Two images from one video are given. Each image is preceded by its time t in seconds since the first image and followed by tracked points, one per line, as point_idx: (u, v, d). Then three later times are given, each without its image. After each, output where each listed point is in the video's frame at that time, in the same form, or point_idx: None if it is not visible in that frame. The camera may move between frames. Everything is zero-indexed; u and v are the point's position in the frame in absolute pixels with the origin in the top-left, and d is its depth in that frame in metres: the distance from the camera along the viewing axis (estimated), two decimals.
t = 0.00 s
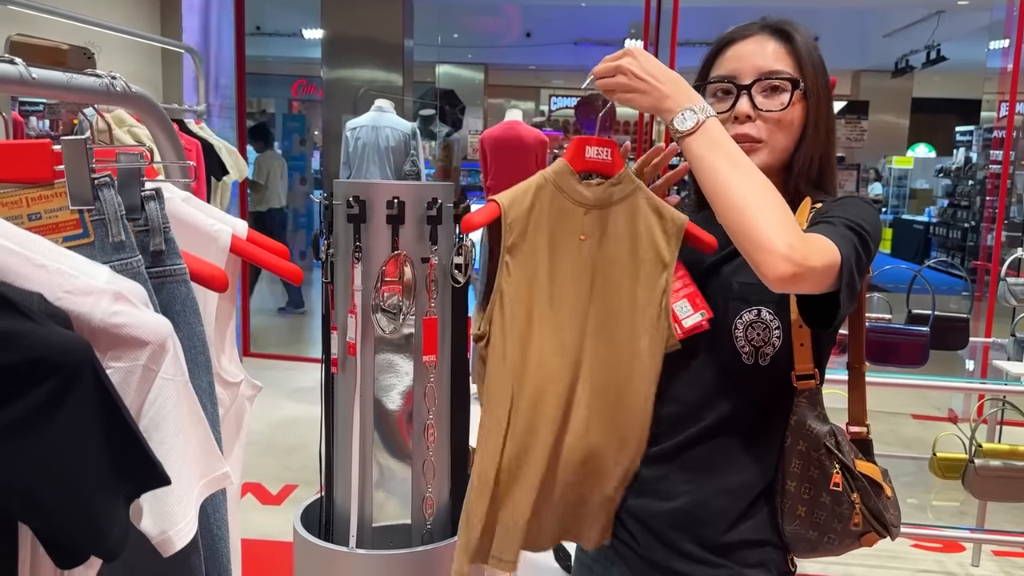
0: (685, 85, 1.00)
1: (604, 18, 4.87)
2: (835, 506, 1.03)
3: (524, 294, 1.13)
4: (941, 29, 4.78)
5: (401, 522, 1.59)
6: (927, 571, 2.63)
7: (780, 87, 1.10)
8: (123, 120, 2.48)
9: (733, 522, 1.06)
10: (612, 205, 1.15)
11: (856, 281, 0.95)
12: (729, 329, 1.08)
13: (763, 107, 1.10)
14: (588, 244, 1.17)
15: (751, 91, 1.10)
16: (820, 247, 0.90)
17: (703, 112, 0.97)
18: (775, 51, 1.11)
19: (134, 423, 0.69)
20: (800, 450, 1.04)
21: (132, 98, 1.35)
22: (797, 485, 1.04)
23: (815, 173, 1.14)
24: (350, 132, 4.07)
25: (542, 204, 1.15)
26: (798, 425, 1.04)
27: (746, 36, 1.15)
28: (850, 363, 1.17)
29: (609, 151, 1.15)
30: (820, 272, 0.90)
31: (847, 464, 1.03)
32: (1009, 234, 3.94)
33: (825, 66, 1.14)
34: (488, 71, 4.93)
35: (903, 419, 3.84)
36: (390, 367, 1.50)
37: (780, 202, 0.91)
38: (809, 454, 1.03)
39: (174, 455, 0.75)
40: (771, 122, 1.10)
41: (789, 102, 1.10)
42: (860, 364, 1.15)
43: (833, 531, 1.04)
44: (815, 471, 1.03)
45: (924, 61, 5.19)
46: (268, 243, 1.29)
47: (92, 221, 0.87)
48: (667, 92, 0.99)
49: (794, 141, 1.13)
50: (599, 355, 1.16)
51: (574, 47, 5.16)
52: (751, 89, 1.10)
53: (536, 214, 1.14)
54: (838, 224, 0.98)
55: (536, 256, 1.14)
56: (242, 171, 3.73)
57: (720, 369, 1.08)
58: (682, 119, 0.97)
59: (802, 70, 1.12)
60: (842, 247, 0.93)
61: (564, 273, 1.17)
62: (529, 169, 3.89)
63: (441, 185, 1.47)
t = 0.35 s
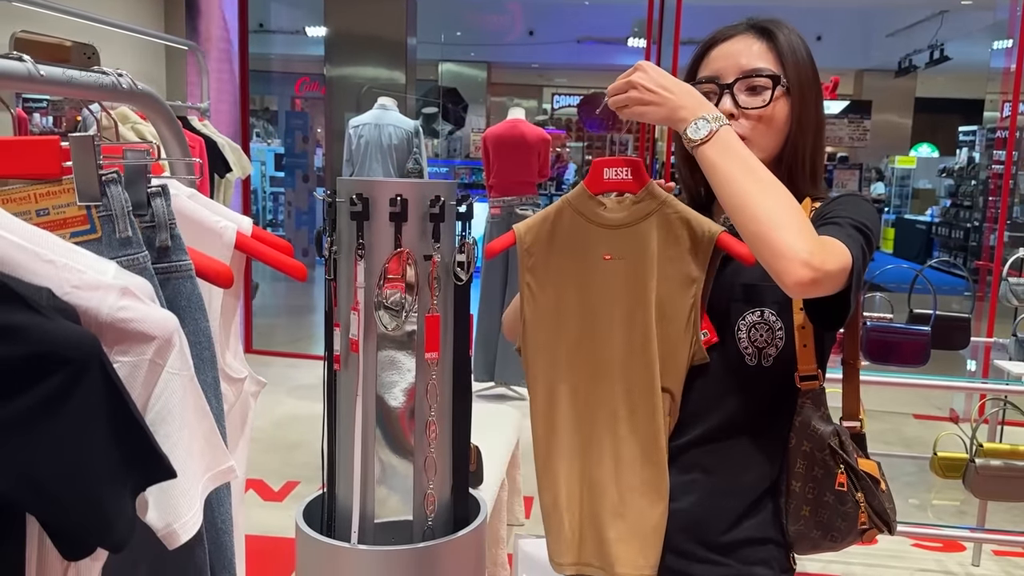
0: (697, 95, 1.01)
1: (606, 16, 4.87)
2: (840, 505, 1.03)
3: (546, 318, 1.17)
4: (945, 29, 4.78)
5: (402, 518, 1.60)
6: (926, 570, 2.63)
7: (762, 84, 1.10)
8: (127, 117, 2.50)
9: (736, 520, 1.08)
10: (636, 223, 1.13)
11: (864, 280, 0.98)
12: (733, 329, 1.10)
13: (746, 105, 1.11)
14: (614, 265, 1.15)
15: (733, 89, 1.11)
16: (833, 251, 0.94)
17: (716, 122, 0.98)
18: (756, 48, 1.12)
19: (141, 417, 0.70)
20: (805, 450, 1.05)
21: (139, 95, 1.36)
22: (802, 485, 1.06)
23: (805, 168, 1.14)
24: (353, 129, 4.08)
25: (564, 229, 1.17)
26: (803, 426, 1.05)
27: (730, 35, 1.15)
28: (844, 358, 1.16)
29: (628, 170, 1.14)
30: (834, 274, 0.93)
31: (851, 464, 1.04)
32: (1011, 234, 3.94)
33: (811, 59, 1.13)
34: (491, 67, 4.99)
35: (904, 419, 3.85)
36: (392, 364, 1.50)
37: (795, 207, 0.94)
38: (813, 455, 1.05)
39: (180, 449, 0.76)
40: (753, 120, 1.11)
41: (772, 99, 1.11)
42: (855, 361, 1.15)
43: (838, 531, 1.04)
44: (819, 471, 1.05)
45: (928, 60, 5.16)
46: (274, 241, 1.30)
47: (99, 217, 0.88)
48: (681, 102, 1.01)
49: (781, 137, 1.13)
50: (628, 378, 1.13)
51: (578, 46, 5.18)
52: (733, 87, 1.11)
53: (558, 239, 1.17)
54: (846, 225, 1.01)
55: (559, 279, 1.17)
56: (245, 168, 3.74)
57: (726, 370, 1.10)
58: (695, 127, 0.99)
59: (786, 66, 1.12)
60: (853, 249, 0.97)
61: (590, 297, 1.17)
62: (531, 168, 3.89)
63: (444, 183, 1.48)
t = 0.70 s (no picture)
0: (692, 126, 1.01)
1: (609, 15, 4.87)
2: (833, 508, 1.05)
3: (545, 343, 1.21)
4: (949, 28, 4.76)
5: (403, 517, 1.62)
6: (928, 570, 2.63)
7: (758, 87, 1.10)
8: (129, 115, 2.51)
9: (733, 522, 1.08)
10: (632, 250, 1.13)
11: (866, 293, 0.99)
12: (728, 332, 1.10)
13: (742, 109, 1.10)
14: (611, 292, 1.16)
15: (727, 93, 1.10)
16: (837, 274, 0.94)
17: (713, 152, 0.98)
18: (753, 52, 1.12)
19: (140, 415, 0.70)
20: (799, 454, 1.05)
21: (140, 95, 1.36)
22: (796, 488, 1.06)
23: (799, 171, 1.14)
24: (356, 128, 4.08)
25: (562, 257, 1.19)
26: (798, 430, 1.05)
27: (727, 35, 1.15)
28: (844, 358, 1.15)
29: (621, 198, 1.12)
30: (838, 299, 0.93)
31: (846, 469, 1.05)
32: (1014, 234, 3.93)
33: (808, 64, 1.13)
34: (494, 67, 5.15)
35: (906, 419, 3.84)
36: (394, 363, 1.51)
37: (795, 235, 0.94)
38: (808, 458, 1.05)
39: (178, 448, 0.76)
40: (748, 123, 1.10)
41: (766, 102, 1.11)
42: (855, 362, 1.14)
43: (832, 534, 1.06)
44: (814, 475, 1.05)
45: (932, 59, 5.19)
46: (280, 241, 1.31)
47: (98, 216, 0.88)
48: (677, 133, 1.00)
49: (775, 141, 1.13)
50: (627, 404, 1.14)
51: (581, 44, 5.31)
52: (728, 90, 1.10)
53: (557, 265, 1.19)
54: (847, 239, 1.00)
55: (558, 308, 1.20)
56: (247, 166, 3.74)
57: (721, 372, 1.10)
58: (692, 160, 0.98)
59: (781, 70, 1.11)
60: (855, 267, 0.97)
61: (587, 322, 1.19)
62: (534, 166, 3.89)
63: (446, 182, 1.49)
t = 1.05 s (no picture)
0: (639, 175, 1.03)
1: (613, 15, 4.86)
2: (835, 506, 1.04)
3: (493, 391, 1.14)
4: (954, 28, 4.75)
5: (405, 516, 1.67)
6: (932, 570, 2.62)
7: (767, 88, 1.09)
8: (132, 114, 2.50)
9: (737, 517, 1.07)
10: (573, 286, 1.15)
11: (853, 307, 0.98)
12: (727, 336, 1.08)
13: (749, 109, 1.10)
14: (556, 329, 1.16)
15: (735, 93, 1.10)
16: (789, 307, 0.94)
17: (654, 202, 1.00)
18: (765, 51, 1.11)
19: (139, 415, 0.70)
20: (799, 454, 1.04)
21: (141, 93, 1.35)
22: (798, 489, 1.05)
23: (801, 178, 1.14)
24: (360, 126, 4.09)
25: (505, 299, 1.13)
26: (798, 431, 1.04)
27: (739, 34, 1.14)
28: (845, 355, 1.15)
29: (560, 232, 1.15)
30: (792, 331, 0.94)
31: (846, 468, 1.05)
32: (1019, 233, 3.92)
33: (821, 71, 1.13)
34: (498, 66, 4.84)
35: (910, 419, 3.83)
36: (396, 362, 1.53)
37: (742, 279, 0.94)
38: (808, 458, 1.04)
39: (177, 448, 0.76)
40: (755, 124, 1.10)
41: (775, 105, 1.10)
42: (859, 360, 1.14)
43: (836, 531, 1.05)
44: (815, 476, 1.04)
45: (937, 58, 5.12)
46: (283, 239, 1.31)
47: (98, 215, 0.88)
48: (619, 185, 1.03)
49: (781, 145, 1.13)
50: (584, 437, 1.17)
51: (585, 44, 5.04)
52: (736, 90, 1.10)
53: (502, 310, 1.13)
54: (824, 260, 0.99)
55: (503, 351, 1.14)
56: (251, 165, 3.74)
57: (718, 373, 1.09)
58: (637, 212, 1.00)
59: (792, 72, 1.11)
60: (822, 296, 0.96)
61: (532, 364, 1.16)
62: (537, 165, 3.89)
63: (448, 181, 1.49)
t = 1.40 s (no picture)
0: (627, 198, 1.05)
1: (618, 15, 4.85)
2: (828, 509, 1.04)
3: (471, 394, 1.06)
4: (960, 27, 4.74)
5: (412, 516, 1.66)
6: (938, 571, 2.61)
7: (788, 89, 1.09)
8: (138, 114, 2.51)
9: (738, 516, 1.07)
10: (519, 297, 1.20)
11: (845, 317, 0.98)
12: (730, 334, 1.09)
13: (766, 108, 1.09)
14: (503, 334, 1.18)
15: (756, 88, 1.09)
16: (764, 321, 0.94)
17: (639, 223, 1.02)
18: (792, 53, 1.10)
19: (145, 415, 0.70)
20: (790, 456, 1.04)
21: (148, 93, 1.35)
22: (790, 491, 1.05)
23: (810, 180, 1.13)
24: (364, 127, 4.09)
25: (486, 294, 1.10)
26: (789, 433, 1.04)
27: (769, 30, 1.14)
28: (862, 356, 1.16)
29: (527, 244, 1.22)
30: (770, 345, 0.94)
31: (837, 473, 1.03)
32: None
33: (845, 78, 1.12)
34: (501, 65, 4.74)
35: (916, 419, 3.81)
36: (399, 362, 1.53)
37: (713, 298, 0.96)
38: (800, 460, 1.04)
39: (184, 448, 0.75)
40: (768, 123, 1.09)
41: (792, 107, 1.09)
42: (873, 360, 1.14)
43: (831, 534, 1.05)
44: (807, 478, 1.04)
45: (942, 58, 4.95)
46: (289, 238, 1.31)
47: (104, 215, 0.88)
48: (605, 204, 1.04)
49: (792, 147, 1.12)
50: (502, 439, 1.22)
51: (589, 44, 4.87)
52: (756, 86, 1.09)
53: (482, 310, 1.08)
54: (806, 275, 0.98)
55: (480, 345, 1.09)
56: (256, 165, 3.74)
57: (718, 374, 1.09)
58: (622, 230, 1.02)
59: (816, 78, 1.10)
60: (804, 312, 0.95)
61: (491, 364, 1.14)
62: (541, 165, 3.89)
63: (454, 181, 1.49)
